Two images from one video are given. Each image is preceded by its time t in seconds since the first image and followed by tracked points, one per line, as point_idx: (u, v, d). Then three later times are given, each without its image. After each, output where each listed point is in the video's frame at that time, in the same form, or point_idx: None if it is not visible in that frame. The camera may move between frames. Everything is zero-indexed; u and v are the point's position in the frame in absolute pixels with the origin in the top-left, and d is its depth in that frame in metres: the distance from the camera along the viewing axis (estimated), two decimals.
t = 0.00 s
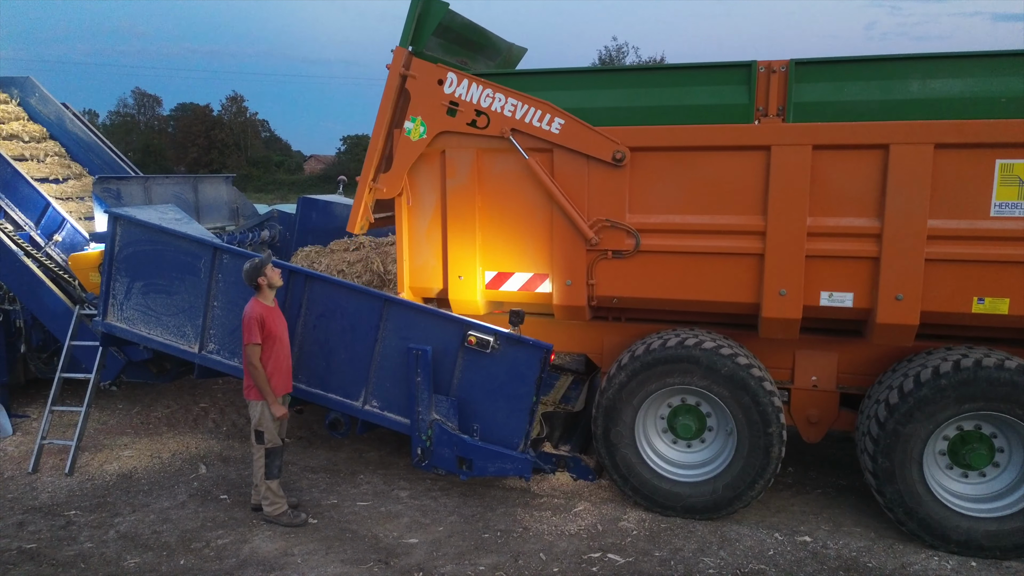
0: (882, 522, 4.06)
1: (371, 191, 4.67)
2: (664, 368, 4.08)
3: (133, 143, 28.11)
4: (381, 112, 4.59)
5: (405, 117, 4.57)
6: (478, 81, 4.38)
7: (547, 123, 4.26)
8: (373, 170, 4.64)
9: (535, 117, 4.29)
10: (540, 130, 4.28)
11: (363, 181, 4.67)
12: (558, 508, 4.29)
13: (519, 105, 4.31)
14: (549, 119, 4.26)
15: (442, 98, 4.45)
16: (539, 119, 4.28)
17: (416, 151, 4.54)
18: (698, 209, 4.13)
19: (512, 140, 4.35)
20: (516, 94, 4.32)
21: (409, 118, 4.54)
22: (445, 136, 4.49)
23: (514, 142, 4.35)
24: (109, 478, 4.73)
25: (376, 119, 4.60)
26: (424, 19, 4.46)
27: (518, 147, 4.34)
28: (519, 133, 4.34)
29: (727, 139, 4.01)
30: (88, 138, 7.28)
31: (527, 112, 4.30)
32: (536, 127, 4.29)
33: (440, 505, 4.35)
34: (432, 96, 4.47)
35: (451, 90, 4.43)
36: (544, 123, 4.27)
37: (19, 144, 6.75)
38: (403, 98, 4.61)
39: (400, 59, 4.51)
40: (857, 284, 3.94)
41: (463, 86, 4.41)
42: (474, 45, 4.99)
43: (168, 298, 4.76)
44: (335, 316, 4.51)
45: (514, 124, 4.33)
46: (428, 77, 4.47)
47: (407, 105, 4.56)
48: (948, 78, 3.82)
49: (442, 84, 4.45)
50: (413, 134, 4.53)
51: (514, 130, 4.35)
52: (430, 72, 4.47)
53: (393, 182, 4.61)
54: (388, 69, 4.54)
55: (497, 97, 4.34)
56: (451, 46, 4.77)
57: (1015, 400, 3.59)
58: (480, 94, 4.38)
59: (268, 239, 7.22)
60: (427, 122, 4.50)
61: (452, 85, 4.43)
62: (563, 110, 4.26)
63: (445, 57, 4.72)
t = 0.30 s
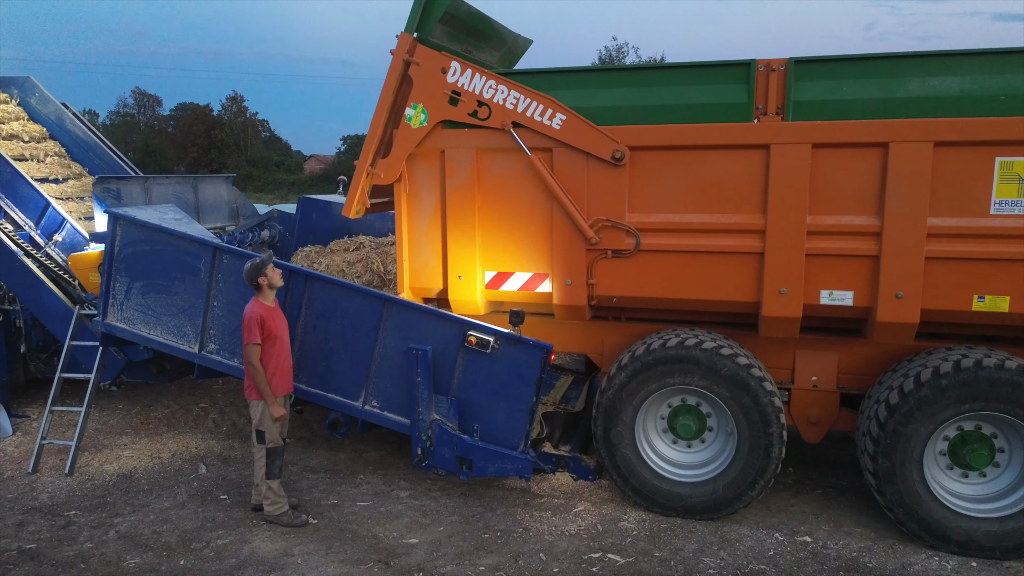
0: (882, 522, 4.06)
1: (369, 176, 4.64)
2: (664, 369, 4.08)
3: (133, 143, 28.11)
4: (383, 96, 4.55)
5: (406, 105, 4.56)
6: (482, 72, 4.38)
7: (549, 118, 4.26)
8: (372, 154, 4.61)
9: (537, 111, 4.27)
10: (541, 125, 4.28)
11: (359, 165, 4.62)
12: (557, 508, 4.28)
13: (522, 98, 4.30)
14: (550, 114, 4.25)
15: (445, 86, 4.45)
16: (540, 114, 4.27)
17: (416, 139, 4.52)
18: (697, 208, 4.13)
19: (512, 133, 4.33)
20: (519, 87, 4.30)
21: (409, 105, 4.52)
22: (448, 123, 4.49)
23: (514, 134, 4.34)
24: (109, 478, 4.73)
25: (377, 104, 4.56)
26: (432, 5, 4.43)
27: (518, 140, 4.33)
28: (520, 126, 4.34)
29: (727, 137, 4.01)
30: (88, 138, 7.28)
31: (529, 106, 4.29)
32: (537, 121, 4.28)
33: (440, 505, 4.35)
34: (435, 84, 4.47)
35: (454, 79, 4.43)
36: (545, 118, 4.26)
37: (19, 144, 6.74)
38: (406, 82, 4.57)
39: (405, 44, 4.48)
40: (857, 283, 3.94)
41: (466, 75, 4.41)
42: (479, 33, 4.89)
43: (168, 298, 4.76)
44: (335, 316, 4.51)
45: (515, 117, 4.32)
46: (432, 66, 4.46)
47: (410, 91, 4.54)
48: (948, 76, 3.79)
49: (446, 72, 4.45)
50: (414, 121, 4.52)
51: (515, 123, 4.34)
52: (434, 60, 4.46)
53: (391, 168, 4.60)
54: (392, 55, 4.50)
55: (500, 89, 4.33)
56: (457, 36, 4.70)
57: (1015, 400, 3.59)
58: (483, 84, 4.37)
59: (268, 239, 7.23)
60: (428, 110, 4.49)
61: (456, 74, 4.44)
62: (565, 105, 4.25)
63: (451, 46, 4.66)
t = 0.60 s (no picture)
0: (883, 522, 4.06)
1: (366, 159, 4.63)
2: (664, 369, 4.08)
3: (133, 143, 28.10)
4: (385, 79, 4.51)
5: (408, 91, 4.54)
6: (486, 62, 4.37)
7: (550, 113, 4.24)
8: (371, 138, 4.59)
9: (539, 105, 4.26)
10: (543, 120, 4.26)
11: (359, 148, 4.61)
12: (558, 509, 4.28)
13: (524, 91, 4.28)
14: (552, 109, 4.23)
15: (449, 74, 4.43)
16: (542, 108, 4.25)
17: (416, 125, 4.51)
18: (697, 206, 4.13)
19: (514, 126, 4.33)
20: (523, 80, 4.29)
21: (411, 92, 4.50)
22: (450, 112, 4.47)
23: (516, 127, 4.33)
24: (109, 478, 4.72)
25: (379, 89, 4.52)
26: None
27: (519, 133, 4.33)
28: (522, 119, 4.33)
29: (727, 136, 4.00)
30: (88, 138, 7.28)
31: (531, 99, 4.27)
32: (539, 115, 4.26)
33: (441, 505, 4.35)
34: (439, 72, 4.45)
35: (458, 68, 4.42)
36: (546, 112, 4.25)
37: (19, 144, 6.74)
38: (408, 68, 4.53)
39: (409, 30, 4.43)
40: (857, 281, 3.93)
41: (470, 65, 4.40)
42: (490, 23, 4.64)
43: (168, 298, 4.76)
44: (335, 316, 4.50)
45: (517, 110, 4.31)
46: (436, 54, 4.43)
47: (412, 77, 4.51)
48: (949, 74, 3.72)
49: (450, 60, 4.43)
50: (414, 108, 4.51)
51: (516, 116, 4.33)
52: (439, 47, 4.43)
53: (389, 153, 4.58)
54: (396, 39, 4.46)
55: (503, 81, 4.32)
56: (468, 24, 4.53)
57: (1016, 400, 3.59)
58: (487, 75, 4.36)
59: (268, 239, 7.23)
60: (430, 98, 4.47)
61: (460, 63, 4.42)
62: (567, 100, 4.23)
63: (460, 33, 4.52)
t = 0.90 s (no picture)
0: (884, 523, 4.05)
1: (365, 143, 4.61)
2: (665, 369, 4.07)
3: (133, 143, 28.10)
4: (389, 63, 4.50)
5: (411, 77, 4.52)
6: (491, 52, 4.37)
7: (553, 108, 4.23)
8: (371, 122, 4.58)
9: (542, 99, 4.24)
10: (545, 114, 4.25)
11: (358, 131, 4.61)
12: (558, 509, 4.28)
13: (528, 84, 4.27)
14: (554, 104, 4.22)
15: (453, 63, 4.43)
16: (545, 103, 4.24)
17: (417, 111, 4.50)
18: (697, 206, 4.12)
19: (517, 119, 4.32)
20: (527, 72, 4.28)
21: (415, 77, 4.49)
22: (449, 99, 4.47)
23: (519, 121, 4.32)
24: (108, 479, 4.72)
25: (382, 72, 4.51)
26: None
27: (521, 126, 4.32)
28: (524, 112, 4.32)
29: (726, 135, 4.00)
30: (88, 138, 7.27)
31: (534, 93, 4.25)
32: (541, 109, 4.25)
33: (441, 506, 4.34)
34: (444, 60, 4.44)
35: (463, 57, 4.41)
36: (548, 107, 4.24)
37: (19, 144, 6.74)
38: (412, 53, 4.52)
39: (416, 15, 4.42)
40: (858, 280, 3.93)
41: (475, 54, 4.39)
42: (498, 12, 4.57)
43: (168, 298, 4.75)
44: (335, 317, 4.50)
45: (520, 102, 4.29)
46: (441, 42, 4.42)
47: (416, 63, 4.51)
48: (949, 72, 3.71)
49: (456, 48, 4.41)
50: (416, 94, 4.49)
51: (518, 108, 4.32)
52: (445, 35, 4.41)
53: (388, 138, 4.56)
54: (403, 23, 4.45)
55: (507, 72, 4.31)
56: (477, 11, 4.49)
57: (1017, 401, 3.58)
58: (492, 65, 4.36)
59: (268, 239, 7.23)
60: (433, 84, 4.45)
61: (465, 52, 4.40)
62: (569, 95, 4.22)
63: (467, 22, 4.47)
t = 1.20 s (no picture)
0: (885, 523, 4.05)
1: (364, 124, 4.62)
2: (665, 369, 4.07)
3: (133, 143, 28.09)
4: (393, 46, 4.49)
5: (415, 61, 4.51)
6: (497, 42, 4.33)
7: (555, 102, 4.21)
8: (372, 104, 4.57)
9: (545, 93, 4.23)
10: (547, 109, 4.23)
11: (358, 112, 4.61)
12: (558, 509, 4.27)
13: (532, 76, 4.24)
14: (557, 99, 4.21)
15: (458, 51, 4.39)
16: (548, 97, 4.22)
17: (417, 97, 4.49)
18: (697, 205, 4.11)
19: (518, 112, 4.31)
20: (532, 65, 4.26)
21: (418, 62, 4.48)
22: (447, 85, 4.45)
23: (520, 113, 4.30)
24: (108, 479, 4.71)
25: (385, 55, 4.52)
26: None
27: (523, 118, 4.30)
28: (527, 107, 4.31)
29: (726, 133, 3.99)
30: (88, 138, 7.27)
31: (538, 86, 4.24)
32: (544, 104, 4.24)
33: (441, 506, 4.34)
34: (448, 47, 4.41)
35: (468, 45, 4.37)
36: (550, 102, 4.23)
37: (19, 144, 6.73)
38: (417, 39, 4.51)
39: None
40: (858, 278, 3.92)
41: (480, 43, 4.35)
42: None
43: (167, 298, 4.75)
44: (335, 317, 4.49)
45: (523, 95, 4.27)
46: (446, 30, 4.39)
47: (420, 48, 4.48)
48: (948, 69, 3.70)
49: (461, 35, 4.38)
50: (419, 79, 4.48)
51: (521, 100, 4.30)
52: (451, 21, 4.38)
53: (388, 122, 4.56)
54: (409, 7, 4.43)
55: (512, 64, 4.29)
56: None
57: (1018, 401, 3.58)
58: (496, 55, 4.33)
59: (268, 238, 7.23)
60: (436, 70, 4.44)
61: (470, 40, 4.37)
62: (572, 91, 4.21)
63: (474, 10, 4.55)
